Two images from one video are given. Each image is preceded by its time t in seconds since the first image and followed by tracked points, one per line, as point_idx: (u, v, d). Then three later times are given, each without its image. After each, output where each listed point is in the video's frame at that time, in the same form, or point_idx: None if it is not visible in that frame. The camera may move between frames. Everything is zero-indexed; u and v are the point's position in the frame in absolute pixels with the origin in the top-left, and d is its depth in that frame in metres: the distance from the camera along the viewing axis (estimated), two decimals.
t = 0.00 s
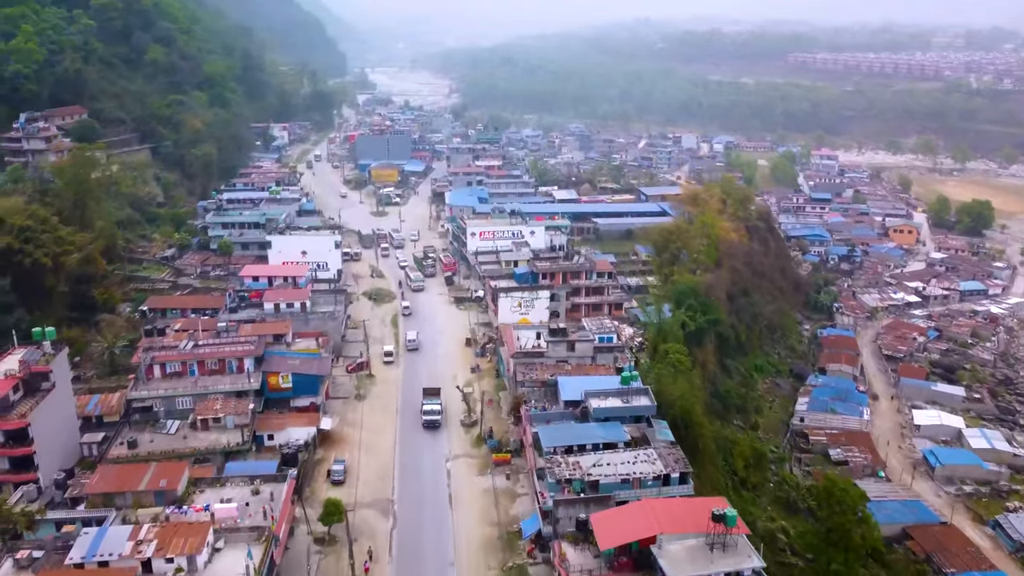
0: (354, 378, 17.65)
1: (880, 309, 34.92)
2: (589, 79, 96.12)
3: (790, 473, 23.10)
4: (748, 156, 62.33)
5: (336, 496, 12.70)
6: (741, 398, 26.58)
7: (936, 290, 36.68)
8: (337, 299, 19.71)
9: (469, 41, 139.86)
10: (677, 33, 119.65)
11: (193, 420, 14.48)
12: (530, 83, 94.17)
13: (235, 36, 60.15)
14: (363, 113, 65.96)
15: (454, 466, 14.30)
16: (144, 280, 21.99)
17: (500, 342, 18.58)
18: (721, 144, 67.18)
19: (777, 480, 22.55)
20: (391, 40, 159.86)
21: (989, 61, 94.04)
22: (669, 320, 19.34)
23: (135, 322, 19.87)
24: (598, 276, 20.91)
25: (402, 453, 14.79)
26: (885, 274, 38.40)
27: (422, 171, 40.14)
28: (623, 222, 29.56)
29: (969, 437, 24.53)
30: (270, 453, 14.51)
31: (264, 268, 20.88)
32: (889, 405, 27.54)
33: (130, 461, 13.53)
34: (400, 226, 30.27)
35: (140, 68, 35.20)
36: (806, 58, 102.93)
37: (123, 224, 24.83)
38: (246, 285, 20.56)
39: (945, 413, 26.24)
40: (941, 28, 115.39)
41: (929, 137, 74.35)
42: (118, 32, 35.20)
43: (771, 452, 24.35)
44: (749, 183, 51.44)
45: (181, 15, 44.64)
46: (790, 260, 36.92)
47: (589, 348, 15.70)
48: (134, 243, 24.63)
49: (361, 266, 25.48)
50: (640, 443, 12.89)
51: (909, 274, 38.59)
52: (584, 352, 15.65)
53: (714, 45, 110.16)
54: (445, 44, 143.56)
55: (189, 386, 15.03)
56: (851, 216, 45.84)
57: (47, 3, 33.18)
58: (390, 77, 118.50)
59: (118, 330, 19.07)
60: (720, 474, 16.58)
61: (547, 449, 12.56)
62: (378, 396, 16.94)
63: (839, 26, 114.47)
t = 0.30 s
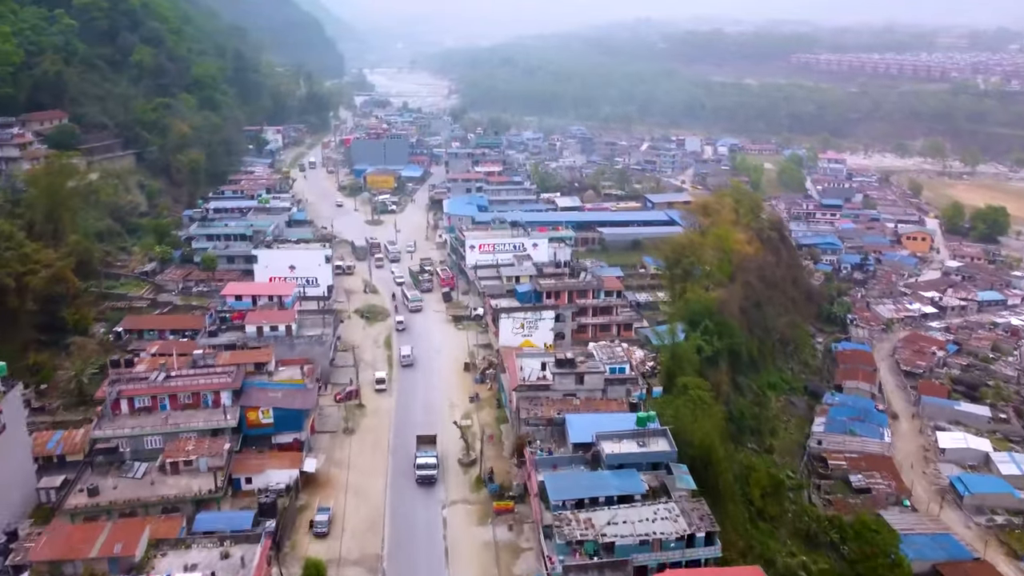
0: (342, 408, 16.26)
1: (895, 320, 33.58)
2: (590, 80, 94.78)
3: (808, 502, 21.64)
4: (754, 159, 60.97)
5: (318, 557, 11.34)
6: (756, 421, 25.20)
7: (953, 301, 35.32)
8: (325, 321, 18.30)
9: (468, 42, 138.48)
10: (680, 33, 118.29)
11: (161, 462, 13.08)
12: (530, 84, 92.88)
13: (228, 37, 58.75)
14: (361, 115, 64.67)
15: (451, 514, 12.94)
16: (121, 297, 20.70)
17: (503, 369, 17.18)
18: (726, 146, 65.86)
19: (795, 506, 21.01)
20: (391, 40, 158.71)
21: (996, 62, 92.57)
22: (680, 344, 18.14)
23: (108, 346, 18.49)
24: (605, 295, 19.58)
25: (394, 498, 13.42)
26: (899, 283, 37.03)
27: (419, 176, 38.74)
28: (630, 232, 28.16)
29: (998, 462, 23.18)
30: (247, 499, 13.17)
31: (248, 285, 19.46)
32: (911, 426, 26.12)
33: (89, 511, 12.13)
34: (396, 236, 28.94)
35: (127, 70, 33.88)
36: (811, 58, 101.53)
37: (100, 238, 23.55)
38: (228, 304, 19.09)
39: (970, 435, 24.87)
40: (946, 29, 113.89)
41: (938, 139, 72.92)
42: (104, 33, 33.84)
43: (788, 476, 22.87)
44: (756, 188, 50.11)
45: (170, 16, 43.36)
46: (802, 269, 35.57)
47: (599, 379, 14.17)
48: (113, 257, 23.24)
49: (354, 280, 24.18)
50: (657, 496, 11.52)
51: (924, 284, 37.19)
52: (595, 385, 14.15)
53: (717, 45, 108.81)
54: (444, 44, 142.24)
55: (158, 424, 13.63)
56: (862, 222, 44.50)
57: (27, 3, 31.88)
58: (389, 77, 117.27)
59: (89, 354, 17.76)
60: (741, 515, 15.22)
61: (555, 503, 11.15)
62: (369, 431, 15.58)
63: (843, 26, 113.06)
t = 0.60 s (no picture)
0: (327, 444, 14.89)
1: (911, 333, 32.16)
2: (591, 81, 93.40)
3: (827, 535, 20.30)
4: (759, 162, 59.59)
5: None
6: (771, 442, 23.88)
7: (972, 312, 33.89)
8: (311, 346, 16.88)
9: (467, 42, 136.94)
10: (682, 33, 116.82)
11: (123, 514, 11.67)
12: (530, 85, 91.52)
13: (221, 37, 57.38)
14: (357, 117, 63.29)
15: (446, 571, 11.61)
16: (94, 317, 19.37)
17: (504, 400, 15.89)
18: (730, 149, 64.47)
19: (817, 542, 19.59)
20: (390, 40, 157.38)
21: (1004, 63, 91.05)
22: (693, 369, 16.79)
23: (77, 372, 17.12)
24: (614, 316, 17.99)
25: (384, 553, 12.07)
26: (914, 293, 35.61)
27: (416, 182, 37.33)
28: (636, 243, 26.79)
29: None
30: (219, 555, 11.80)
31: (229, 305, 17.97)
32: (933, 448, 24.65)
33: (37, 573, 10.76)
34: (391, 247, 27.57)
35: (110, 72, 32.50)
36: (814, 58, 100.06)
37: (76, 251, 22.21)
38: (206, 326, 17.64)
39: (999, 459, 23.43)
40: (951, 28, 112.40)
41: (945, 142, 71.45)
42: (87, 33, 32.47)
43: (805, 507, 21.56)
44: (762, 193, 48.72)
45: (159, 16, 41.98)
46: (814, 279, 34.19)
47: (612, 418, 12.79)
48: (89, 272, 21.85)
49: (345, 295, 22.81)
50: (680, 559, 10.16)
51: (940, 294, 35.79)
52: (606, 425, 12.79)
53: (719, 45, 107.33)
54: (444, 44, 140.85)
55: (120, 470, 12.23)
56: (873, 228, 43.09)
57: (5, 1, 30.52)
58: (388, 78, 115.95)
59: (55, 381, 16.44)
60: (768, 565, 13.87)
61: (565, 571, 9.79)
62: (356, 470, 14.17)
63: (847, 26, 111.55)
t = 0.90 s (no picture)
0: (310, 488, 13.53)
1: (930, 347, 31.00)
2: (592, 82, 92.03)
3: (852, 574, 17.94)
4: (764, 166, 58.21)
5: None
6: (789, 467, 21.71)
7: (992, 324, 32.48)
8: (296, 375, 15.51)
9: (467, 42, 135.53)
10: (683, 34, 115.38)
11: None
12: (530, 86, 90.12)
13: (215, 38, 56.01)
14: (354, 120, 61.93)
15: None
16: (65, 341, 18.03)
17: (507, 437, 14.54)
18: (735, 152, 63.08)
19: None
20: (389, 40, 155.97)
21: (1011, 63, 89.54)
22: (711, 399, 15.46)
23: (41, 404, 15.79)
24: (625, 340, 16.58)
25: None
26: (930, 305, 34.23)
27: (413, 189, 35.95)
28: (644, 255, 25.39)
29: None
30: None
31: (206, 328, 16.64)
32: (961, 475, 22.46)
33: None
34: (387, 259, 26.20)
35: (93, 75, 31.12)
36: (819, 59, 98.64)
37: (48, 268, 20.87)
38: (182, 352, 16.25)
39: None
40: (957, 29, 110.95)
41: (953, 145, 70.05)
42: (69, 34, 31.07)
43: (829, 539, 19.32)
44: (769, 198, 47.39)
45: (147, 15, 40.54)
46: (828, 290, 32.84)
47: (627, 466, 11.40)
48: (62, 289, 20.50)
49: (337, 313, 21.47)
50: None
51: (958, 305, 34.40)
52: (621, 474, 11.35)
53: (723, 46, 105.85)
54: (443, 43, 139.43)
55: (74, 527, 10.87)
56: (885, 235, 41.70)
57: None
58: (387, 79, 114.57)
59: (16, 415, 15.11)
60: None
61: None
62: (342, 520, 12.79)
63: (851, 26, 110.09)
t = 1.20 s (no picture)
0: (289, 538, 12.19)
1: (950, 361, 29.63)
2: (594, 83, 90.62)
3: None
4: (770, 170, 56.83)
5: None
6: (805, 492, 17.92)
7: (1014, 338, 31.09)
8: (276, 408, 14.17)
9: (466, 42, 134.05)
10: (684, 35, 113.95)
11: None
12: (530, 87, 88.70)
13: (207, 38, 54.59)
14: (351, 122, 60.51)
15: None
16: (30, 367, 16.68)
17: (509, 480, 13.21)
18: (740, 155, 61.69)
19: None
20: (388, 41, 154.52)
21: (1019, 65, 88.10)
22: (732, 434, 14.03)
23: None
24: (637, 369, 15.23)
25: None
26: (948, 317, 32.85)
27: (409, 196, 34.56)
28: (652, 268, 23.98)
29: None
30: None
31: (180, 356, 15.27)
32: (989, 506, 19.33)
33: None
34: (380, 273, 24.76)
35: (74, 77, 29.71)
36: (823, 59, 97.21)
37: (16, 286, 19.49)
38: (153, 383, 14.83)
39: None
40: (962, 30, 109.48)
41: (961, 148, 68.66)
42: (50, 35, 29.71)
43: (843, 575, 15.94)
44: (777, 204, 46.00)
45: (134, 15, 39.10)
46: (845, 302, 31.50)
47: (647, 528, 10.17)
48: (31, 309, 19.15)
49: (326, 333, 20.08)
50: None
51: (977, 317, 33.01)
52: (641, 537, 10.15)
53: (726, 46, 104.40)
54: (442, 44, 137.97)
55: None
56: (898, 243, 40.33)
57: None
58: (385, 79, 113.13)
59: None
60: None
61: None
62: None
63: (855, 27, 108.61)
